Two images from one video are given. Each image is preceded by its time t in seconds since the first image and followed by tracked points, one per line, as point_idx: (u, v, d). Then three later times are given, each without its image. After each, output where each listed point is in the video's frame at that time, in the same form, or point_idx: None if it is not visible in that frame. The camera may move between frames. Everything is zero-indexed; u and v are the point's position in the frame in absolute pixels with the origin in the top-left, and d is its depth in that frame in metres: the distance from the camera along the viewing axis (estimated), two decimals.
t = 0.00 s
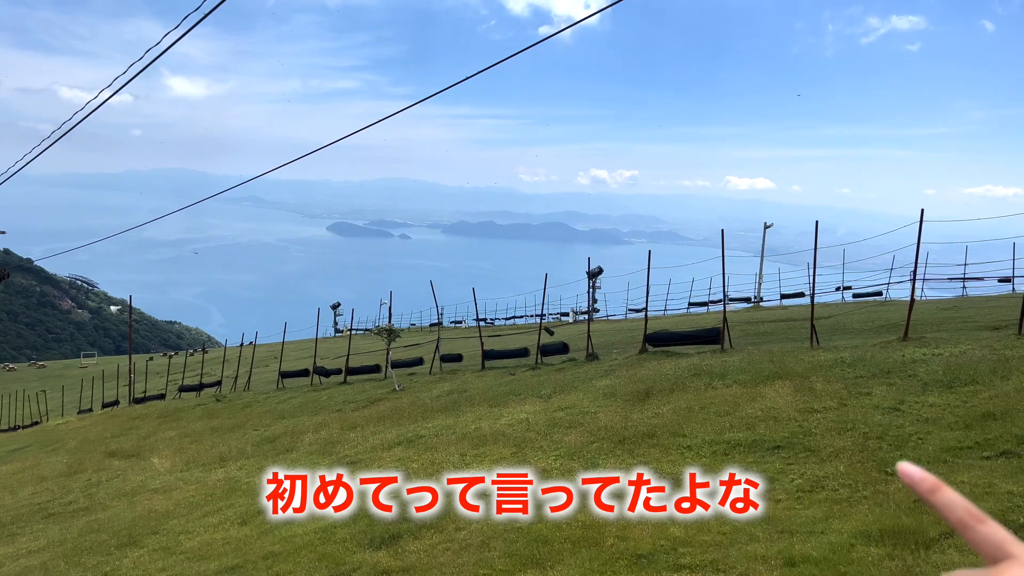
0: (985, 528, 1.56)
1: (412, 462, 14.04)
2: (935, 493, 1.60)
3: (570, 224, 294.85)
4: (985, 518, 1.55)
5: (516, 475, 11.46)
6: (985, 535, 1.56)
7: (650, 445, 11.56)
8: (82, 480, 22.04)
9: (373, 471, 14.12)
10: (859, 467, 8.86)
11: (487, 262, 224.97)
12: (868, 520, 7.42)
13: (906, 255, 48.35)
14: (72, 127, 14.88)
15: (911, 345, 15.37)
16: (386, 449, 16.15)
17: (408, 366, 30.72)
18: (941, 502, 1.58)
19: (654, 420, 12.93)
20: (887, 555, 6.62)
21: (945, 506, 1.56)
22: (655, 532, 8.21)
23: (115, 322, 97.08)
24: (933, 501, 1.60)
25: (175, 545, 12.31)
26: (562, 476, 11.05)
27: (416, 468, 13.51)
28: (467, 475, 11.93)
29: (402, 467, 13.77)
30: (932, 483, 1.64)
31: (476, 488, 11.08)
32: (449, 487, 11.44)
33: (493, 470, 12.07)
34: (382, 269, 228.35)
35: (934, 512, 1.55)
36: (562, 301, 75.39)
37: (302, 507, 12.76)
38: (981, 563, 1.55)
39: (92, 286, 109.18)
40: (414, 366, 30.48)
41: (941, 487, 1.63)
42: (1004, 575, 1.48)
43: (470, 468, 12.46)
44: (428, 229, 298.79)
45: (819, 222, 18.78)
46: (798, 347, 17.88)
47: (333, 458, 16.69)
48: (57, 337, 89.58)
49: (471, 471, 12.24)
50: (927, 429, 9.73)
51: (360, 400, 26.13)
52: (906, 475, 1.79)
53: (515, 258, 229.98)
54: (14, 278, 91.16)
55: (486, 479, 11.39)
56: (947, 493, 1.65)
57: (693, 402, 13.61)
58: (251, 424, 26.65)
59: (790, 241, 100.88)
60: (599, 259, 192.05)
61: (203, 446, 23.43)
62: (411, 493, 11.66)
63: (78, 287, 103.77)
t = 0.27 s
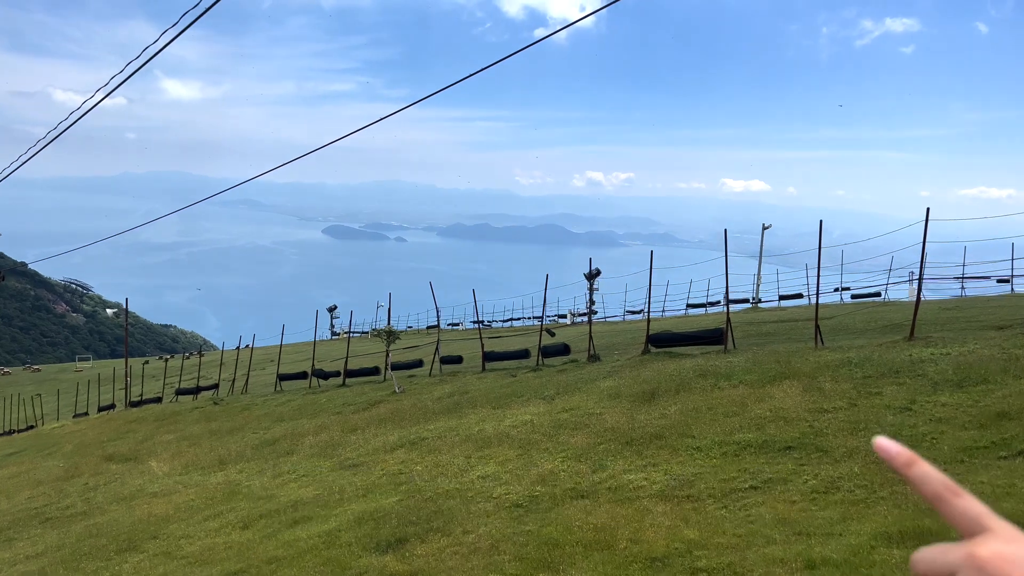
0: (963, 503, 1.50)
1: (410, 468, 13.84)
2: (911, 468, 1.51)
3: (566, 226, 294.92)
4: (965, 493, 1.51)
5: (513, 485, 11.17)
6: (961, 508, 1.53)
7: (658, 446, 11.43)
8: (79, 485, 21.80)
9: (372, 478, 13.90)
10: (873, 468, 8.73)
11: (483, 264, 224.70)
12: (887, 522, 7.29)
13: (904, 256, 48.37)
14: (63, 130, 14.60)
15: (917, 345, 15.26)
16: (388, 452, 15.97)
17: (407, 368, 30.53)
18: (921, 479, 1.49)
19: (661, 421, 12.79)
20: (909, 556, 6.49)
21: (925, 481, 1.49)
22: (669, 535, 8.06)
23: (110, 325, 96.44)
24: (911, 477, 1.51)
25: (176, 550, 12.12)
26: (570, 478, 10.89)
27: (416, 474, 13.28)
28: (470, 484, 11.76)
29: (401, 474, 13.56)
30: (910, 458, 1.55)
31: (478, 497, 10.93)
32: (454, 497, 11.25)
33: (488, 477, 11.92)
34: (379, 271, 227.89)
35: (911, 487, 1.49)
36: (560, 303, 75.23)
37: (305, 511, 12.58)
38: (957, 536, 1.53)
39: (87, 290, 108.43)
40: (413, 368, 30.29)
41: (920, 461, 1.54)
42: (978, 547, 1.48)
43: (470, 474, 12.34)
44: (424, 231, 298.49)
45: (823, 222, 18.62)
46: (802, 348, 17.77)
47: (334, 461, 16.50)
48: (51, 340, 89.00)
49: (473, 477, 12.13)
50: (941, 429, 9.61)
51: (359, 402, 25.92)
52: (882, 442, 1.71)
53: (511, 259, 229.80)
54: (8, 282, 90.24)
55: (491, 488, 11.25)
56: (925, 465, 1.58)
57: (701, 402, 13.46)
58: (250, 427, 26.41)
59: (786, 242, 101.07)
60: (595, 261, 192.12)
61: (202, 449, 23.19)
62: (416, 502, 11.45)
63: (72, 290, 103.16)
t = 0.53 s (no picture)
0: (958, 513, 1.43)
1: (413, 472, 13.66)
2: (905, 478, 1.46)
3: (563, 228, 295.06)
4: (959, 503, 1.41)
5: (517, 491, 10.97)
6: (955, 518, 1.44)
7: (669, 450, 11.27)
8: (79, 489, 21.57)
9: (376, 482, 13.71)
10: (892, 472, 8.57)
11: (480, 266, 224.56)
12: (910, 527, 7.13)
13: (903, 257, 48.37)
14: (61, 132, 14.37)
15: (926, 346, 15.14)
16: (392, 455, 15.79)
17: (408, 371, 30.32)
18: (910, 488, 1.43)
19: (671, 424, 12.62)
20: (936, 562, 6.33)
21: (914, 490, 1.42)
22: (685, 541, 7.91)
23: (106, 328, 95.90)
24: (903, 486, 1.47)
25: (179, 556, 11.92)
26: (581, 482, 10.72)
27: (421, 478, 13.06)
28: (476, 489, 11.58)
29: (405, 478, 13.37)
30: (904, 470, 1.49)
31: (486, 503, 10.76)
32: (461, 502, 11.08)
33: (491, 482, 11.75)
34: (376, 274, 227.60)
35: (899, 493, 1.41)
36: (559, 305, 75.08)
37: (309, 516, 12.40)
38: (951, 545, 1.42)
39: (82, 293, 107.90)
40: (414, 371, 30.10)
41: (913, 471, 1.48)
42: (974, 557, 1.36)
43: (476, 478, 12.16)
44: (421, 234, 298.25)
45: (829, 222, 18.50)
46: (808, 349, 17.65)
47: (337, 465, 16.30)
48: (47, 344, 88.51)
49: (478, 482, 11.94)
50: (959, 431, 9.46)
51: (360, 405, 25.73)
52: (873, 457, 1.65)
53: (509, 262, 229.73)
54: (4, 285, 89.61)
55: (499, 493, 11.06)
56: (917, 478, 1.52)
57: (710, 404, 13.31)
58: (250, 430, 26.19)
59: (784, 243, 101.13)
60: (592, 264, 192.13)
61: (202, 453, 22.98)
62: (423, 507, 11.26)
63: (68, 293, 102.75)
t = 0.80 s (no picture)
0: (954, 525, 1.70)
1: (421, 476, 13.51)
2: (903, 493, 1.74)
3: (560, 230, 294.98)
4: (954, 516, 1.70)
5: (527, 497, 10.81)
6: (951, 531, 1.73)
7: (681, 451, 11.16)
8: (79, 493, 21.35)
9: (383, 484, 13.56)
10: (912, 474, 8.46)
11: (478, 268, 224.28)
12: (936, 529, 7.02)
13: (904, 257, 48.31)
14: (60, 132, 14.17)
15: (937, 346, 15.01)
16: (397, 457, 15.63)
17: (410, 372, 30.13)
18: (910, 501, 1.73)
19: (682, 424, 12.51)
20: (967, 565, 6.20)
21: (917, 505, 1.71)
22: (705, 543, 7.78)
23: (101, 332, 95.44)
24: (902, 498, 1.75)
25: (184, 560, 11.75)
26: (593, 485, 10.57)
27: (431, 482, 12.82)
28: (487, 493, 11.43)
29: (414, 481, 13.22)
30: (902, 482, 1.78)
31: (497, 507, 10.61)
32: (472, 506, 10.93)
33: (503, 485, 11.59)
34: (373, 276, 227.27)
35: (905, 504, 1.70)
36: (558, 306, 74.90)
37: (316, 520, 12.23)
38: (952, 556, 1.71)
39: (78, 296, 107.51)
40: (415, 373, 29.91)
41: (910, 486, 1.77)
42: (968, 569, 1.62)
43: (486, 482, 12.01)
44: (418, 236, 298.11)
45: (836, 222, 18.36)
46: (815, 350, 17.52)
47: (342, 467, 16.15)
48: (43, 347, 88.07)
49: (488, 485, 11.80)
50: (978, 431, 9.35)
51: (363, 407, 25.56)
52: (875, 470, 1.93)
53: (506, 264, 229.48)
54: None
55: (517, 496, 10.87)
56: (915, 490, 1.80)
57: (721, 404, 13.18)
58: (251, 433, 25.99)
59: (781, 245, 101.04)
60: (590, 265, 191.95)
61: (204, 456, 22.79)
62: (433, 511, 11.11)
63: (64, 297, 102.35)
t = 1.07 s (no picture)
0: (961, 541, 1.75)
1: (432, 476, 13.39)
2: (911, 507, 1.79)
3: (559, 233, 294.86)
4: (963, 533, 1.73)
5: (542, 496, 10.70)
6: (961, 547, 1.76)
7: (695, 452, 11.03)
8: (81, 496, 21.16)
9: (392, 486, 13.42)
10: (935, 474, 8.33)
11: (477, 270, 224.13)
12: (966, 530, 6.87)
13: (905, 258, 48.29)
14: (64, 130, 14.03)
15: (948, 346, 14.90)
16: (404, 460, 15.47)
17: (413, 374, 29.97)
18: (919, 515, 1.77)
19: (694, 425, 12.37)
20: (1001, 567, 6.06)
21: (926, 521, 1.75)
22: (726, 545, 7.65)
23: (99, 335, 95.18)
24: (911, 512, 1.80)
25: (191, 564, 11.59)
26: (608, 486, 10.41)
27: (440, 484, 12.68)
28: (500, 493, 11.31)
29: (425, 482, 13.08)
30: (910, 497, 1.82)
31: (511, 507, 10.47)
32: (485, 506, 10.79)
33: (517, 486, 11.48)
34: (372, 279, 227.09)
35: (913, 520, 1.74)
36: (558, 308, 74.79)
37: (324, 523, 12.06)
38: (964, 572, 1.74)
39: (76, 300, 107.21)
40: (419, 374, 29.74)
41: (919, 500, 1.81)
42: None
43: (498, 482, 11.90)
44: (417, 239, 298.02)
45: (845, 220, 18.24)
46: (825, 350, 17.40)
47: (349, 470, 15.99)
48: (41, 351, 87.78)
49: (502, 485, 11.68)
50: (1000, 431, 9.21)
51: (366, 409, 25.40)
52: (884, 485, 1.97)
53: (505, 266, 229.42)
54: None
55: (525, 497, 10.83)
56: (926, 506, 1.83)
57: (732, 405, 13.05)
58: (254, 435, 25.83)
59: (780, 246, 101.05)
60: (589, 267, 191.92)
61: (206, 459, 22.62)
62: (445, 513, 10.96)
63: (62, 300, 102.06)
